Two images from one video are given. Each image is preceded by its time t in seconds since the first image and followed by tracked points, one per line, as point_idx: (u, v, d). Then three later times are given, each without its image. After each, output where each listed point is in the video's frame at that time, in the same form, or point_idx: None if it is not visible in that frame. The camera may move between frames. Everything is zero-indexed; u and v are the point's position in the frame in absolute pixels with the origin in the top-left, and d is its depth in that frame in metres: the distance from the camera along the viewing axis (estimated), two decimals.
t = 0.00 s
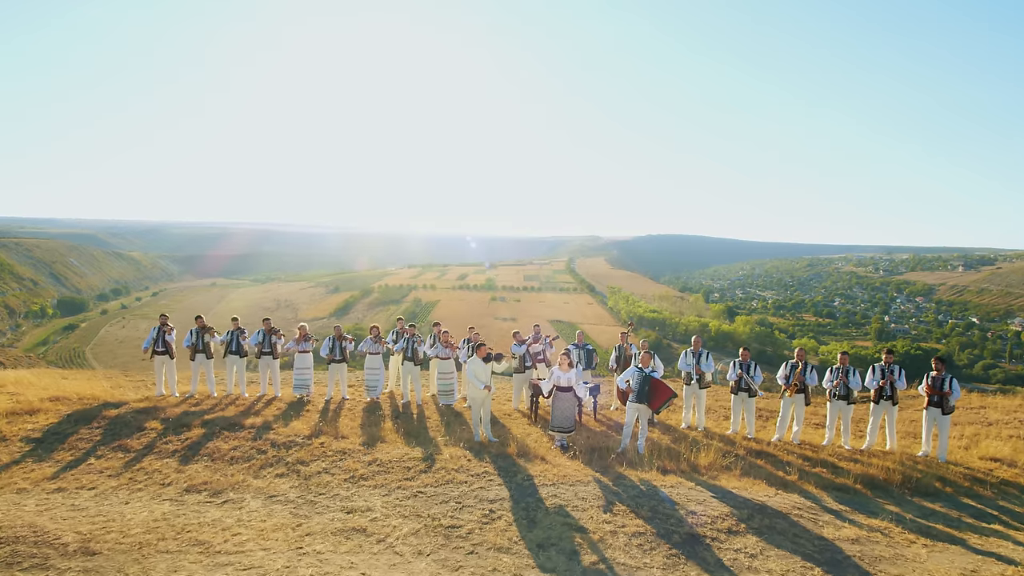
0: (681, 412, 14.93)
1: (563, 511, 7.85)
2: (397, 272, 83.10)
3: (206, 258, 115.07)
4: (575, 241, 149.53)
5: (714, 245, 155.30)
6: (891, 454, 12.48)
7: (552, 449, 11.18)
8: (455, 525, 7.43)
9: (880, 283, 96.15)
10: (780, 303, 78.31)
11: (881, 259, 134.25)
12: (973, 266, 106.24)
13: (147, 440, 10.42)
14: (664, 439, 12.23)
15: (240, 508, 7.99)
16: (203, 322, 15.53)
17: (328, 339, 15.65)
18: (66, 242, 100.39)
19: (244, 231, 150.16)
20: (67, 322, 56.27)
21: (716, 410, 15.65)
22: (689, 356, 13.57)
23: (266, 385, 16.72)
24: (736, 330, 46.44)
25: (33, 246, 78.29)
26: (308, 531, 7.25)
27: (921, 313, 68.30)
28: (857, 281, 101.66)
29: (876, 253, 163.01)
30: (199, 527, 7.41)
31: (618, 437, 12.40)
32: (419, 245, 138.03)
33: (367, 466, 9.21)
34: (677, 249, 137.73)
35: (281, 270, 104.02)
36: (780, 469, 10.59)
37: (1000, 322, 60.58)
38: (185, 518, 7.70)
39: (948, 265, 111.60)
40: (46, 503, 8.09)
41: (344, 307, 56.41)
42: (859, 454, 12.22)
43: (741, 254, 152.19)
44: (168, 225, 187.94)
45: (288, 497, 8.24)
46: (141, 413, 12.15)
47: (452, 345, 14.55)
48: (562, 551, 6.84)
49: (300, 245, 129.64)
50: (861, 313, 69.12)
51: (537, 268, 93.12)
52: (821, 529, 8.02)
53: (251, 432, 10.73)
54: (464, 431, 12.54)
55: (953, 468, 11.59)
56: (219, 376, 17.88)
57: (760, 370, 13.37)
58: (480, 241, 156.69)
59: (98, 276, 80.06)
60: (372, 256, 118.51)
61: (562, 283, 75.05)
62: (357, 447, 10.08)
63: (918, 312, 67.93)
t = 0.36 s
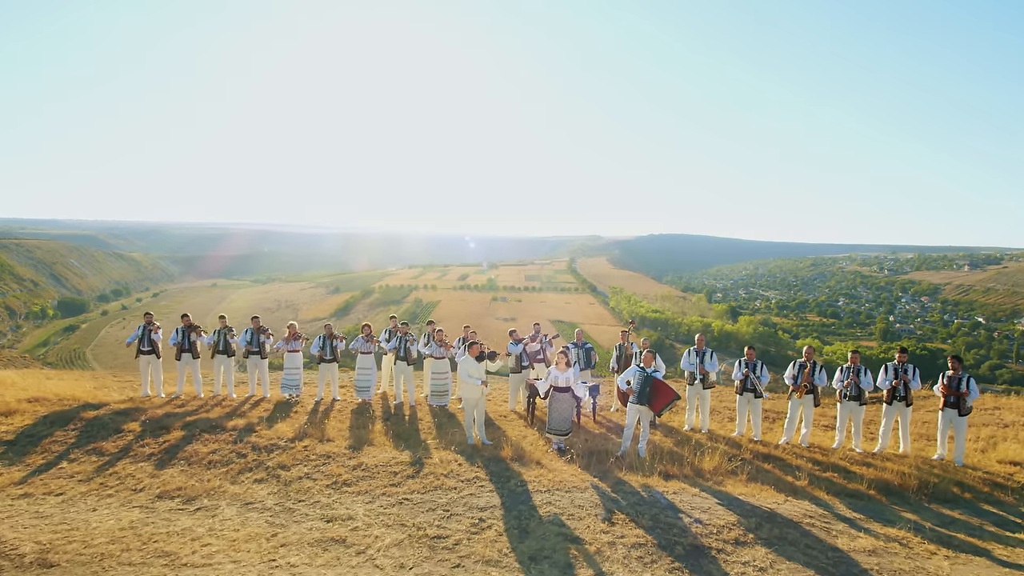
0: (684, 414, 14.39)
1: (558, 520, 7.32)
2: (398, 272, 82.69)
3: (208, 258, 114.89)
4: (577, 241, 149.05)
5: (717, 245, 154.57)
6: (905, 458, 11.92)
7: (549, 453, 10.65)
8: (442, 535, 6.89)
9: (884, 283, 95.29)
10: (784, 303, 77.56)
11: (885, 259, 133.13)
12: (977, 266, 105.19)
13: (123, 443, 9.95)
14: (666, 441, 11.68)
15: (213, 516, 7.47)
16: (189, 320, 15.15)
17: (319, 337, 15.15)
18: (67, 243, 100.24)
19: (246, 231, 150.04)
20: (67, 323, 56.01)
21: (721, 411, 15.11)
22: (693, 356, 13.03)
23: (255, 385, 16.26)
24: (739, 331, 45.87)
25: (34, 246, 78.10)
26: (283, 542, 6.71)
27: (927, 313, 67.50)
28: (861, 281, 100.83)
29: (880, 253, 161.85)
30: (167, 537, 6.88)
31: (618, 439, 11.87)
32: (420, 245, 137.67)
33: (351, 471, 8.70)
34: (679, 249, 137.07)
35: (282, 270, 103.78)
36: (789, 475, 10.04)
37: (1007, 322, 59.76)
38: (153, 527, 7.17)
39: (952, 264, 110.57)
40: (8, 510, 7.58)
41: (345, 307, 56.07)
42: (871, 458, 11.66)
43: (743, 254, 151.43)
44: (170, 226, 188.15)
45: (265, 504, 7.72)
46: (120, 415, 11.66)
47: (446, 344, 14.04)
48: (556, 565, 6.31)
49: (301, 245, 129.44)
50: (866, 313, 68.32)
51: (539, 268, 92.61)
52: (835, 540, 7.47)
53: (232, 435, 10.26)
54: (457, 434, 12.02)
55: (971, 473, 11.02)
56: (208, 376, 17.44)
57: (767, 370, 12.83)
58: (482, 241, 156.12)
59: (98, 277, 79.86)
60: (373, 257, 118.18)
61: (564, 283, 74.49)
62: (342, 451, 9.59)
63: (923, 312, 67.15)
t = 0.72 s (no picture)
0: (688, 415, 13.84)
1: (554, 531, 6.78)
2: (399, 272, 82.30)
3: (210, 258, 114.71)
4: (579, 241, 148.63)
5: (719, 245, 154.04)
6: (920, 461, 11.34)
7: (547, 456, 10.11)
8: (427, 547, 6.34)
9: (888, 283, 94.63)
10: (787, 304, 76.97)
11: (888, 259, 132.41)
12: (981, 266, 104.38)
13: (97, 447, 9.47)
14: (671, 444, 11.12)
15: (182, 526, 6.96)
16: (175, 318, 14.74)
17: (310, 336, 14.62)
18: (70, 244, 100.12)
19: (249, 232, 150.01)
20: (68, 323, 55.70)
21: (726, 413, 14.56)
22: (698, 354, 12.49)
23: (244, 386, 15.78)
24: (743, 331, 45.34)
25: (36, 246, 77.84)
26: (255, 555, 6.17)
27: (931, 313, 66.96)
28: (864, 281, 100.17)
29: (883, 253, 161.00)
30: (129, 549, 6.35)
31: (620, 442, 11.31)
32: (422, 245, 137.38)
33: (335, 476, 8.17)
34: (682, 250, 136.57)
35: (284, 271, 103.62)
36: (801, 479, 9.48)
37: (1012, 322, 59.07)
38: (117, 538, 6.65)
39: (955, 264, 109.79)
40: None
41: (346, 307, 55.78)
42: (884, 461, 11.08)
43: (746, 253, 150.88)
44: (173, 227, 188.25)
45: (239, 513, 7.19)
46: (97, 418, 11.18)
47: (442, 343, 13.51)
48: None
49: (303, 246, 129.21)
50: (870, 313, 67.72)
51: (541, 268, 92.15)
52: (852, 551, 6.90)
53: (212, 438, 9.76)
54: (451, 436, 11.47)
55: (991, 477, 10.43)
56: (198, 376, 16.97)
57: (775, 369, 12.27)
58: (484, 241, 155.79)
59: (101, 278, 79.65)
60: (375, 257, 117.91)
61: (566, 283, 74.04)
62: (327, 454, 9.06)
63: (928, 312, 66.56)
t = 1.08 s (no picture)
0: (693, 417, 13.28)
1: (550, 544, 6.22)
2: (400, 273, 81.93)
3: (213, 259, 114.46)
4: (582, 242, 148.13)
5: (721, 245, 153.51)
6: (938, 465, 10.74)
7: (545, 461, 9.54)
8: (412, 562, 5.78)
9: (891, 283, 93.87)
10: (791, 304, 76.34)
11: (892, 259, 131.56)
12: (984, 266, 103.39)
13: (69, 450, 8.99)
14: (677, 447, 10.54)
15: (148, 537, 6.42)
16: (161, 316, 14.24)
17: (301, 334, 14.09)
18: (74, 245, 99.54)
19: (251, 233, 149.85)
20: (71, 324, 55.23)
21: (733, 414, 13.99)
22: (704, 353, 11.96)
23: (233, 386, 15.25)
24: (746, 331, 44.80)
25: (38, 247, 77.25)
26: (222, 570, 5.63)
27: (936, 313, 66.29)
28: (868, 281, 99.45)
29: (886, 254, 159.99)
30: (86, 563, 5.83)
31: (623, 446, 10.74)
32: (424, 245, 137.09)
33: (317, 483, 7.63)
34: (684, 250, 136.09)
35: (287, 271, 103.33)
36: (815, 486, 8.89)
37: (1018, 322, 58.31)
38: (76, 551, 6.13)
39: (959, 264, 108.83)
40: None
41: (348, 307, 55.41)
42: (902, 465, 10.48)
43: (748, 253, 150.27)
44: (176, 228, 188.17)
45: (211, 524, 6.67)
46: (73, 419, 10.67)
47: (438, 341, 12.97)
48: None
49: (305, 246, 129.02)
50: (874, 313, 67.06)
51: (543, 268, 91.64)
52: (876, 565, 6.31)
53: (191, 442, 9.26)
54: (445, 439, 10.90)
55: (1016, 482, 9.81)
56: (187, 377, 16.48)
57: (784, 369, 11.71)
58: (486, 241, 155.46)
59: (103, 278, 79.33)
60: (377, 257, 117.60)
61: (568, 283, 73.55)
62: (310, 458, 8.53)
63: (933, 313, 65.93)
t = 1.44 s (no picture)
0: (700, 419, 12.72)
1: (548, 560, 5.68)
2: (401, 273, 81.52)
3: (215, 259, 114.12)
4: (584, 242, 147.46)
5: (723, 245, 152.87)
6: (960, 470, 10.17)
7: (544, 466, 9.00)
8: None
9: (895, 283, 93.02)
10: (795, 304, 75.54)
11: (896, 259, 130.42)
12: (988, 266, 102.34)
13: (40, 455, 8.50)
14: (684, 452, 9.99)
15: (110, 551, 5.91)
16: (147, 313, 13.73)
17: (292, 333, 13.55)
18: (77, 245, 99.05)
19: (253, 233, 149.57)
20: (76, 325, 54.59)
21: (741, 416, 13.44)
22: (711, 353, 11.43)
23: (223, 387, 14.73)
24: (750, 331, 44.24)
25: (42, 248, 76.48)
26: None
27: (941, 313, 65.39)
28: (871, 281, 98.64)
29: (889, 253, 158.57)
30: None
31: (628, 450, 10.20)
32: (425, 245, 136.75)
33: (298, 492, 7.11)
34: (687, 250, 135.54)
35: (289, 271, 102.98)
36: (833, 494, 8.33)
37: None
38: (30, 566, 5.62)
39: (962, 264, 107.78)
40: None
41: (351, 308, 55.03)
42: (921, 470, 9.92)
43: (750, 253, 149.54)
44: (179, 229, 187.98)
45: (180, 537, 6.15)
46: (49, 422, 10.17)
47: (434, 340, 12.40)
48: None
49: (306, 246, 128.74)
50: (879, 313, 66.24)
51: (545, 268, 91.12)
52: None
53: (169, 446, 8.75)
54: (440, 443, 10.34)
55: None
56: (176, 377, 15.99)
57: (796, 369, 11.16)
58: (488, 241, 155.12)
59: (107, 279, 78.93)
60: (378, 258, 117.27)
61: (571, 283, 72.93)
62: (293, 464, 8.01)
63: (938, 313, 64.97)
